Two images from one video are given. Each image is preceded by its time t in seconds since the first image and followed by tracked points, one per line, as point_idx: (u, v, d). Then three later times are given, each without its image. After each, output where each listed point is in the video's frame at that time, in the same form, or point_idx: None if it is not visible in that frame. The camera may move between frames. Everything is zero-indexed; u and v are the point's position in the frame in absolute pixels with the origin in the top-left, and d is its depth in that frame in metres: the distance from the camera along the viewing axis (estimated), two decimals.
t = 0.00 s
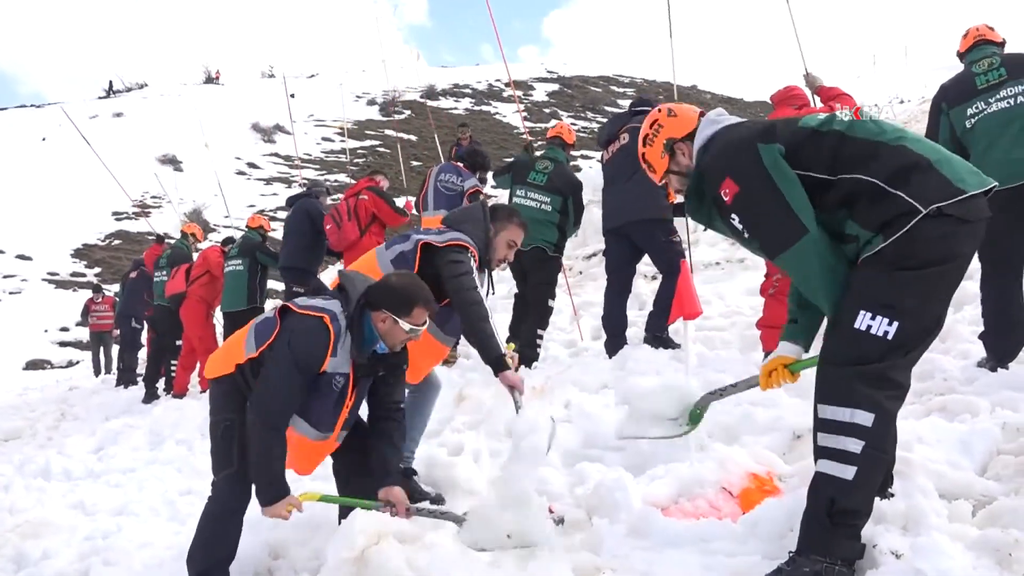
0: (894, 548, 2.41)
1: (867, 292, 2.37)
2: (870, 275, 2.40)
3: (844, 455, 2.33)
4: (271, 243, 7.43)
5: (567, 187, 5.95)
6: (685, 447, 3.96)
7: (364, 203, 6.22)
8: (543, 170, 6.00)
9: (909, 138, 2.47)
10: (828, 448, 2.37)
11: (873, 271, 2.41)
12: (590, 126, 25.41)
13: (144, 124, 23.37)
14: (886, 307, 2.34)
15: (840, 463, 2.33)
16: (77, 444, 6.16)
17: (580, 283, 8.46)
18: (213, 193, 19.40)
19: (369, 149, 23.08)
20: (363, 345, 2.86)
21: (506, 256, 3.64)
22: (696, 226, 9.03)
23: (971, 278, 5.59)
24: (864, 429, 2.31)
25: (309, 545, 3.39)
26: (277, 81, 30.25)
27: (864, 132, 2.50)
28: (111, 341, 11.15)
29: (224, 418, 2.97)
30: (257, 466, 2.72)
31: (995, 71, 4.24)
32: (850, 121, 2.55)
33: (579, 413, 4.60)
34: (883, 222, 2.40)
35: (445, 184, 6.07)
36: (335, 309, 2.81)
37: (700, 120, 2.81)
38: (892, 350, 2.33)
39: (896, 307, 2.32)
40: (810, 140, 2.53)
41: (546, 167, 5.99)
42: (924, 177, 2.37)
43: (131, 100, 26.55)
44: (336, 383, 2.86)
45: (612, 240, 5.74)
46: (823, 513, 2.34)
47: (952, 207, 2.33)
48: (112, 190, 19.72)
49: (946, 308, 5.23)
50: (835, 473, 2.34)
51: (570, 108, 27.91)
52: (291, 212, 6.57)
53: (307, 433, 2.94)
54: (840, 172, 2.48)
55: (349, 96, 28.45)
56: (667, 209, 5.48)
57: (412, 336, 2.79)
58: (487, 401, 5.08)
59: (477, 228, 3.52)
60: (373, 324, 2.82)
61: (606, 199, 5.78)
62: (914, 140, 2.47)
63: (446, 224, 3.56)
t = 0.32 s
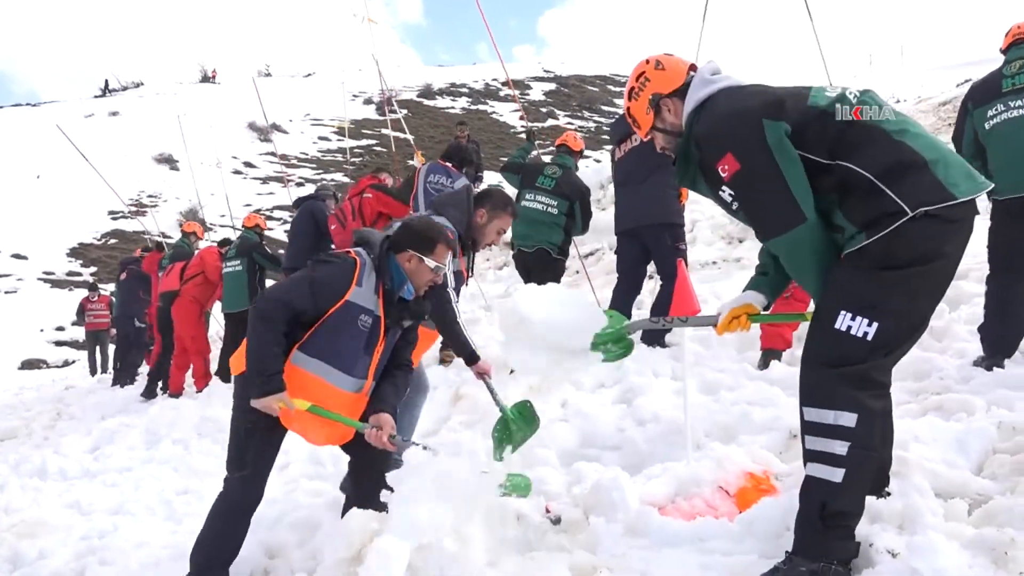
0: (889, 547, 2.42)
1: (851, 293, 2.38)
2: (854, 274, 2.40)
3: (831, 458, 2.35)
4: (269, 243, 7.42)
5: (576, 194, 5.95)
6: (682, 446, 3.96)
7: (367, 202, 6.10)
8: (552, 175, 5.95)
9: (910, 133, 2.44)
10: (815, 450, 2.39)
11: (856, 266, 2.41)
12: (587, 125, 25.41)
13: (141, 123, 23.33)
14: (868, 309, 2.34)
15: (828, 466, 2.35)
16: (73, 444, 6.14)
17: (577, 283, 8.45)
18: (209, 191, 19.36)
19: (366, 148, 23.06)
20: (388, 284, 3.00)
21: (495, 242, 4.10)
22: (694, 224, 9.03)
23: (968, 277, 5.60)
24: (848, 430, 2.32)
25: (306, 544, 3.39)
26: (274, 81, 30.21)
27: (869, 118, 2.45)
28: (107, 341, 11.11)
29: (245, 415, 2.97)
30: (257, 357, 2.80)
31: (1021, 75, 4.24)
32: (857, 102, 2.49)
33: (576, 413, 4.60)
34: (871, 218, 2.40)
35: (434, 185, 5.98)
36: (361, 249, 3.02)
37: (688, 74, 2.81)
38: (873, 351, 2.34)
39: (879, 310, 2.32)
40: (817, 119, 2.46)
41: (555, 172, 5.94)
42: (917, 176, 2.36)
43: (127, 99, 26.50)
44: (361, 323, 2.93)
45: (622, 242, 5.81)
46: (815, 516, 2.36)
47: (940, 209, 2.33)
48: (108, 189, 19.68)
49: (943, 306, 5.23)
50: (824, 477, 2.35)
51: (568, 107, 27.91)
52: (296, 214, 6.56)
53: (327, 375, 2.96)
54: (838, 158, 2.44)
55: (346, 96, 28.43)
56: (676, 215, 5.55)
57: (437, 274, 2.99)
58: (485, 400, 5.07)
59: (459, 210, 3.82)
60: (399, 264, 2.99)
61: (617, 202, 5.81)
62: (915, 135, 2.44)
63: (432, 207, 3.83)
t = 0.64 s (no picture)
0: (892, 548, 2.41)
1: (843, 296, 2.38)
2: (848, 276, 2.39)
3: (834, 465, 2.35)
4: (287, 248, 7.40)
5: (589, 183, 5.90)
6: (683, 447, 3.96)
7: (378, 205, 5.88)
8: (565, 167, 5.98)
9: (892, 124, 2.40)
10: (820, 458, 2.40)
11: (849, 266, 2.40)
12: (588, 128, 25.44)
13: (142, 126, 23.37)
14: (861, 313, 2.33)
15: (830, 472, 2.36)
16: (73, 447, 6.14)
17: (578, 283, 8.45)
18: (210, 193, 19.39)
19: (367, 151, 23.07)
20: (426, 258, 3.01)
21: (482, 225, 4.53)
22: (695, 226, 9.01)
23: (969, 278, 5.59)
24: (851, 437, 2.32)
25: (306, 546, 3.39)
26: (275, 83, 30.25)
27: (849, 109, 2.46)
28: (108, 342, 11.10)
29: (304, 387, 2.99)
30: (315, 324, 2.74)
31: None
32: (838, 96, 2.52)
33: (577, 415, 4.59)
34: (852, 211, 2.38)
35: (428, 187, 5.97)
36: (397, 224, 3.01)
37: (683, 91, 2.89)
38: (873, 357, 2.32)
39: (872, 313, 2.31)
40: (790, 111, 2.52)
41: (568, 164, 5.97)
42: (897, 165, 2.32)
43: (127, 102, 26.53)
44: (401, 294, 2.92)
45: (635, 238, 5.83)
46: (817, 521, 2.36)
47: (923, 198, 2.27)
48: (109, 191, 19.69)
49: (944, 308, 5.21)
50: (826, 483, 2.36)
51: (568, 109, 27.92)
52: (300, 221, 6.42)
53: (366, 344, 2.92)
54: (817, 151, 2.47)
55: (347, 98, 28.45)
56: (682, 214, 5.54)
57: (473, 251, 3.01)
58: (485, 402, 5.06)
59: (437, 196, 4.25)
60: (436, 238, 2.99)
61: (623, 199, 5.81)
62: (898, 125, 2.40)
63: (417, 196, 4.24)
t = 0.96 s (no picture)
0: (891, 549, 2.41)
1: (833, 297, 2.39)
2: (838, 277, 2.39)
3: (830, 462, 2.35)
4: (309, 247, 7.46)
5: (606, 183, 5.88)
6: (683, 449, 3.95)
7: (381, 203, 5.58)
8: (584, 165, 5.96)
9: (871, 130, 2.42)
10: (818, 458, 2.39)
11: (836, 266, 2.41)
12: (588, 129, 25.48)
13: (141, 127, 23.38)
14: (850, 312, 2.34)
15: (827, 470, 2.36)
16: (73, 448, 6.14)
17: (578, 283, 8.45)
18: (209, 194, 19.39)
19: (367, 152, 23.11)
20: (443, 250, 2.96)
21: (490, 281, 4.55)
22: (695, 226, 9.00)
23: (968, 280, 5.59)
24: (846, 435, 2.32)
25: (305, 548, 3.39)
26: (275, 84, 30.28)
27: (829, 118, 2.49)
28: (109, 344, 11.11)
29: (323, 394, 2.92)
30: (349, 331, 2.69)
31: None
32: (816, 108, 2.55)
33: (577, 416, 4.59)
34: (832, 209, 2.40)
35: (435, 189, 6.16)
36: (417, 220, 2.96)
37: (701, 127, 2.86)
38: (862, 355, 2.32)
39: (860, 312, 2.31)
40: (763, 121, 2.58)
41: (588, 163, 5.96)
42: (873, 167, 2.33)
43: (127, 103, 26.55)
44: (425, 290, 2.87)
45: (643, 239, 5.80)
46: (815, 520, 2.36)
47: (898, 198, 2.28)
48: (109, 192, 19.70)
49: (944, 308, 5.21)
50: (822, 481, 2.36)
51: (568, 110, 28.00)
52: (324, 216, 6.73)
53: (394, 345, 2.84)
54: (797, 156, 2.47)
55: (347, 99, 28.44)
56: (687, 217, 5.55)
57: (489, 246, 2.99)
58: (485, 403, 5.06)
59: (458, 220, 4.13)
60: (453, 234, 2.95)
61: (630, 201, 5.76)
62: (877, 131, 2.41)
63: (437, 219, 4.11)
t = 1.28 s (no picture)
0: (890, 548, 2.40)
1: (835, 287, 2.39)
2: (839, 271, 2.40)
3: (825, 441, 2.34)
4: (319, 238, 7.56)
5: (625, 172, 5.96)
6: (682, 448, 3.96)
7: (395, 201, 6.44)
8: (603, 154, 6.00)
9: (865, 140, 2.47)
10: (811, 439, 2.39)
11: (839, 261, 2.41)
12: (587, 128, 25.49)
13: (140, 125, 23.35)
14: (850, 303, 2.34)
15: (821, 449, 2.35)
16: (72, 447, 6.13)
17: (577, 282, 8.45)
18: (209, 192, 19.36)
19: (366, 151, 23.11)
20: (499, 306, 2.86)
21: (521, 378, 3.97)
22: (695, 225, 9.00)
23: (967, 279, 5.60)
24: (840, 414, 2.32)
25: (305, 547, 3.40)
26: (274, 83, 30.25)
27: (830, 139, 2.54)
28: (109, 342, 11.10)
29: (359, 401, 3.01)
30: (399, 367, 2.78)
31: (1013, 67, 4.92)
32: (817, 131, 2.59)
33: (577, 415, 4.59)
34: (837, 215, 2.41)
35: (447, 184, 6.17)
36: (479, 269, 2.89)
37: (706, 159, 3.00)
38: (859, 344, 2.33)
39: (861, 302, 2.32)
40: (772, 147, 2.59)
41: (606, 151, 6.00)
42: (873, 171, 2.36)
43: (126, 102, 26.52)
44: (471, 341, 2.82)
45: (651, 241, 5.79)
46: (815, 497, 2.36)
47: (902, 196, 2.30)
48: (108, 190, 19.68)
49: (943, 307, 5.21)
50: (818, 460, 2.35)
51: (568, 109, 28.01)
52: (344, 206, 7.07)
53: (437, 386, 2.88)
54: (804, 173, 2.49)
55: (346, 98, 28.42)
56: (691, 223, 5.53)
57: (545, 305, 2.85)
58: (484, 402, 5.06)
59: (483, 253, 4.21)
60: (511, 290, 2.84)
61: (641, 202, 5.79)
62: (872, 143, 2.45)
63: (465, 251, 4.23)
